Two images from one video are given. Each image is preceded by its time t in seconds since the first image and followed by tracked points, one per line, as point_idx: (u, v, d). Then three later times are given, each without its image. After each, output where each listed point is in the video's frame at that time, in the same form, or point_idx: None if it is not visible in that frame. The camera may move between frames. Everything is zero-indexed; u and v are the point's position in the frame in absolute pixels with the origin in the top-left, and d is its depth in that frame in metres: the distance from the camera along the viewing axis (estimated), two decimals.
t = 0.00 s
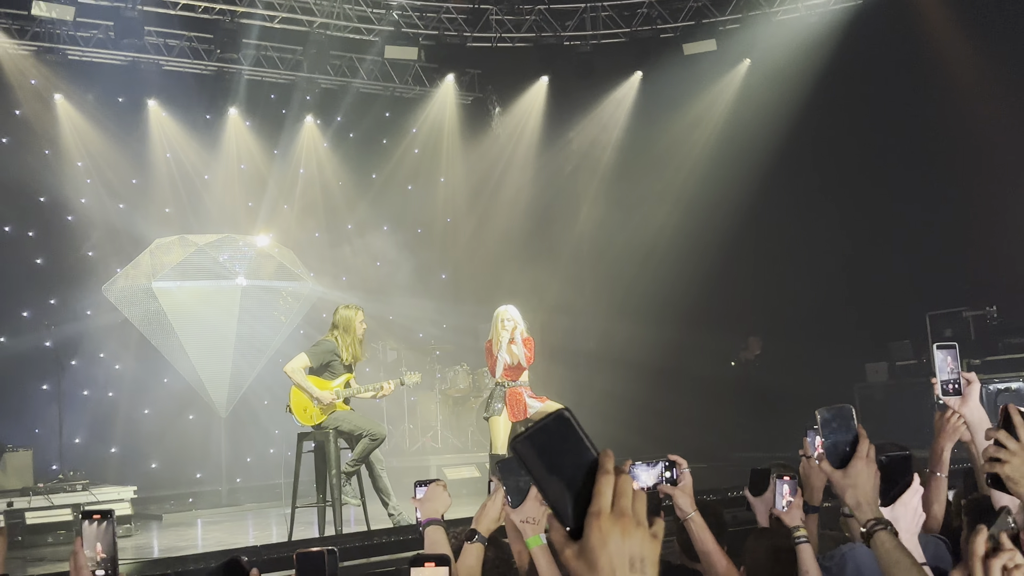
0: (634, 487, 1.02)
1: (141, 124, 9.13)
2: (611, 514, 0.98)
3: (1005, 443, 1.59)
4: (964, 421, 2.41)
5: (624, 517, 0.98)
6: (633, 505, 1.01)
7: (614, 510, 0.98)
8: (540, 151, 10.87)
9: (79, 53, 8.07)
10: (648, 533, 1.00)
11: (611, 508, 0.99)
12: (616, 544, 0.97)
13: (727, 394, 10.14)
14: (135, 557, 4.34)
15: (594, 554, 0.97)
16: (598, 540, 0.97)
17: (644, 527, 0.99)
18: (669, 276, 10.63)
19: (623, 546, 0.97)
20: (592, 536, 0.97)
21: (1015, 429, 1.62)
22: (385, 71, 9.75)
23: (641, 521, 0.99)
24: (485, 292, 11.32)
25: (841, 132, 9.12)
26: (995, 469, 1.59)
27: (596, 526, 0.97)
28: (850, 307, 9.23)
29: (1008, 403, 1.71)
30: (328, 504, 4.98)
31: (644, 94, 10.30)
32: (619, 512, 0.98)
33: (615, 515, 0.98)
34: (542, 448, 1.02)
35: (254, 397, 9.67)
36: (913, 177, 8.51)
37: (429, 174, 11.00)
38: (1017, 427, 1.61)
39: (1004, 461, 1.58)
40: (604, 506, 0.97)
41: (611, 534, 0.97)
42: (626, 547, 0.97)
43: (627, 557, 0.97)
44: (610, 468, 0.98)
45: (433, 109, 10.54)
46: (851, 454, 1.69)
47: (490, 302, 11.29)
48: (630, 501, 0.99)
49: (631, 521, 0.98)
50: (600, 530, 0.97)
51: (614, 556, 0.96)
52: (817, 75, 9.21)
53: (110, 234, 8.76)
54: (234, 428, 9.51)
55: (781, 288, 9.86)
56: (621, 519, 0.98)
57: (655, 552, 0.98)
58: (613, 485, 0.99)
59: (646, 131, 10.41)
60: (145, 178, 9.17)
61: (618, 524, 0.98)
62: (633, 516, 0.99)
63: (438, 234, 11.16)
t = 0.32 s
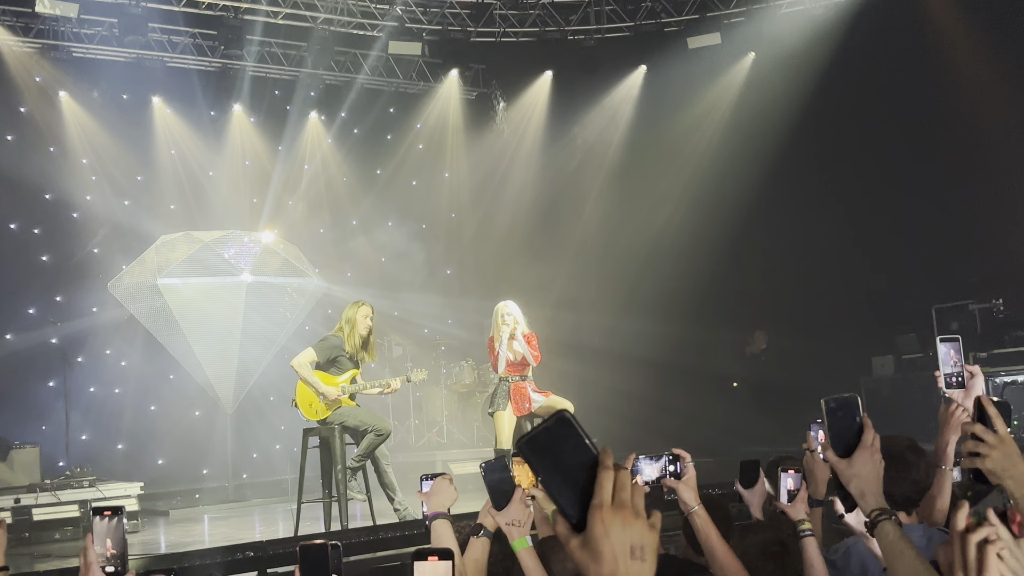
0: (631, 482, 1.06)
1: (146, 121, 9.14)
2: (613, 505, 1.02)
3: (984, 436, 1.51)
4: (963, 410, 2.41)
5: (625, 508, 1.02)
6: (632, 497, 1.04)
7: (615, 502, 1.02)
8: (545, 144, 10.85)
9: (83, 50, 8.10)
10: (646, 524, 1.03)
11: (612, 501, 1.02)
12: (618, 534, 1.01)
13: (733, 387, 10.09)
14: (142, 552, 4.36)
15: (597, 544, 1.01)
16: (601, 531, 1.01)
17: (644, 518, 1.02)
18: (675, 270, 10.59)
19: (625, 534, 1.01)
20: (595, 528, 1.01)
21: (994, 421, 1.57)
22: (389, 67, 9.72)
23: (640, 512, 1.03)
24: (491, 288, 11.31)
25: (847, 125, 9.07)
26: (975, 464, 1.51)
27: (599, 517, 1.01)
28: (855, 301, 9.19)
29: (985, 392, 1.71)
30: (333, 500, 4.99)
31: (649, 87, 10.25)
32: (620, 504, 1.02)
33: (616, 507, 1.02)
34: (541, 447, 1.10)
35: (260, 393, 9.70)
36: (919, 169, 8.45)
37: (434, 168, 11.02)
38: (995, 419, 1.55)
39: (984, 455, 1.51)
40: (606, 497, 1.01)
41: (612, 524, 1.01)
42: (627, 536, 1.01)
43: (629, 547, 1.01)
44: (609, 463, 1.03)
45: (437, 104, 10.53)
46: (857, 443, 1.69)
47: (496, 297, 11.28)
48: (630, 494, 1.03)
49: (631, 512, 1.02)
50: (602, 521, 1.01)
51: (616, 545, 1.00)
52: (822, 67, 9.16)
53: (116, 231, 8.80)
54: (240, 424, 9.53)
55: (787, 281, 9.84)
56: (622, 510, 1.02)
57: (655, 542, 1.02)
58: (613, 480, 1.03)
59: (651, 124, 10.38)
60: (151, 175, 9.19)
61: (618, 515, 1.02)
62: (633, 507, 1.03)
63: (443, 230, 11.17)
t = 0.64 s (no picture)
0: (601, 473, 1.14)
1: (147, 113, 9.13)
2: (583, 500, 1.10)
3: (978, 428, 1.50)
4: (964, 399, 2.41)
5: (595, 502, 1.10)
6: (602, 490, 1.13)
7: (585, 495, 1.10)
8: (547, 136, 10.84)
9: (84, 42, 8.07)
10: (616, 516, 1.12)
11: (582, 493, 1.10)
12: (587, 527, 1.09)
13: (736, 379, 10.08)
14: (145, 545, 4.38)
15: (568, 536, 1.10)
16: (572, 524, 1.09)
17: (613, 511, 1.11)
18: (677, 261, 10.58)
19: (595, 526, 1.10)
20: (566, 520, 1.09)
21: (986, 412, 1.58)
22: (390, 59, 9.71)
23: (610, 504, 1.11)
24: (493, 281, 11.29)
25: (850, 116, 9.05)
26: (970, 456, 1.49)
27: (570, 511, 1.09)
28: (858, 292, 9.17)
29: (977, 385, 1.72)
30: (336, 492, 5.01)
31: (650, 78, 10.25)
32: (591, 498, 1.10)
33: (586, 500, 1.10)
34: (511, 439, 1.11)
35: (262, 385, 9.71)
36: (921, 160, 8.43)
37: (435, 161, 11.00)
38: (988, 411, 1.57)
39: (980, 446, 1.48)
40: (577, 493, 1.09)
41: (583, 518, 1.09)
42: (597, 527, 1.10)
43: (599, 538, 1.10)
44: (579, 457, 1.09)
45: (439, 96, 10.53)
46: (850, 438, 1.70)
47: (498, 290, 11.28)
48: (600, 487, 1.11)
49: (601, 505, 1.10)
50: (572, 515, 1.09)
51: (586, 537, 1.09)
52: (824, 58, 9.14)
53: (118, 224, 8.80)
54: (242, 417, 9.55)
55: (790, 272, 9.81)
56: (592, 503, 1.10)
57: (624, 533, 1.11)
58: (583, 473, 1.10)
59: (652, 116, 10.37)
60: (152, 167, 9.18)
61: (589, 508, 1.10)
62: (603, 500, 1.11)
63: (445, 222, 11.16)
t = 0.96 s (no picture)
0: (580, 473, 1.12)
1: (146, 107, 9.12)
2: (559, 497, 1.08)
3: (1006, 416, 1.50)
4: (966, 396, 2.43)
5: (571, 499, 1.08)
6: (580, 488, 1.10)
7: (561, 493, 1.08)
8: (546, 130, 10.82)
9: (83, 36, 8.05)
10: (596, 513, 1.09)
11: (558, 492, 1.08)
12: (563, 525, 1.07)
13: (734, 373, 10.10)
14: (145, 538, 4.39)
15: (544, 535, 1.07)
16: (547, 523, 1.07)
17: (590, 508, 1.09)
18: (676, 256, 10.59)
19: (570, 525, 1.07)
20: (541, 520, 1.07)
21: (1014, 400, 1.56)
22: (389, 53, 9.69)
23: (587, 502, 1.09)
24: (492, 275, 11.28)
25: (850, 110, 9.04)
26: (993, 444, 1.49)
27: (544, 510, 1.07)
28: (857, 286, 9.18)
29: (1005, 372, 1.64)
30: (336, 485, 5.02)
31: (650, 72, 10.19)
32: (566, 495, 1.08)
33: (562, 497, 1.08)
34: (489, 441, 1.19)
35: (262, 379, 9.73)
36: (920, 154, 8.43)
37: (434, 155, 10.99)
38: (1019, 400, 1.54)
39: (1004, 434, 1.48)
40: (551, 489, 1.08)
41: (558, 516, 1.07)
42: (573, 526, 1.07)
43: (575, 537, 1.07)
44: (556, 453, 1.09)
45: (438, 90, 10.51)
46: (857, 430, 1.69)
47: (497, 283, 11.28)
48: (576, 484, 1.09)
49: (577, 503, 1.08)
50: (548, 514, 1.07)
51: (562, 536, 1.07)
52: (824, 52, 9.13)
53: (118, 217, 8.79)
54: (242, 410, 9.57)
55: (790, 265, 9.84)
56: (568, 501, 1.08)
57: (602, 531, 1.08)
58: (559, 470, 1.09)
59: (652, 110, 10.33)
60: (151, 161, 9.16)
61: (564, 506, 1.08)
62: (579, 498, 1.08)
63: (444, 215, 11.17)
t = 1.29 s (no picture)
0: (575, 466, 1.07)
1: (144, 101, 9.10)
2: (553, 495, 1.04)
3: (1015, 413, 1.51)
4: (964, 393, 2.44)
5: (565, 496, 1.04)
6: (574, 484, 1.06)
7: (555, 491, 1.04)
8: (545, 125, 10.81)
9: (80, 30, 8.02)
10: (590, 509, 1.06)
11: (553, 490, 1.04)
12: (557, 525, 1.03)
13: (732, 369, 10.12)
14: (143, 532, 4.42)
15: (538, 535, 1.03)
16: (542, 522, 1.03)
17: (587, 505, 1.05)
18: (674, 251, 10.61)
19: (565, 523, 1.03)
20: (536, 519, 1.03)
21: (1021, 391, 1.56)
22: (388, 47, 9.66)
23: (582, 498, 1.05)
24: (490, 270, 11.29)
25: (849, 106, 9.04)
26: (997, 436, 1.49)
27: (538, 508, 1.03)
28: (855, 282, 9.20)
29: None
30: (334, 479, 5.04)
31: (648, 67, 10.16)
32: (560, 493, 1.04)
33: (556, 496, 1.04)
34: (482, 439, 1.14)
35: (260, 374, 9.75)
36: (919, 150, 8.44)
37: (433, 150, 10.98)
38: None
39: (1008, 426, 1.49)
40: (545, 488, 1.03)
41: (553, 515, 1.03)
42: (568, 525, 1.03)
43: (571, 535, 1.03)
44: (550, 450, 1.03)
45: (436, 85, 10.47)
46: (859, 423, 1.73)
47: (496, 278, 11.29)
48: (571, 481, 1.04)
49: (573, 501, 1.04)
50: (542, 512, 1.03)
51: (557, 535, 1.03)
52: (823, 48, 9.11)
53: (115, 211, 8.79)
54: (240, 404, 9.59)
55: (788, 260, 9.85)
56: (562, 498, 1.04)
57: (599, 528, 1.04)
58: (553, 467, 1.04)
59: (651, 105, 10.31)
60: (149, 155, 9.17)
61: (559, 505, 1.03)
62: (574, 495, 1.04)
63: (443, 210, 11.22)
